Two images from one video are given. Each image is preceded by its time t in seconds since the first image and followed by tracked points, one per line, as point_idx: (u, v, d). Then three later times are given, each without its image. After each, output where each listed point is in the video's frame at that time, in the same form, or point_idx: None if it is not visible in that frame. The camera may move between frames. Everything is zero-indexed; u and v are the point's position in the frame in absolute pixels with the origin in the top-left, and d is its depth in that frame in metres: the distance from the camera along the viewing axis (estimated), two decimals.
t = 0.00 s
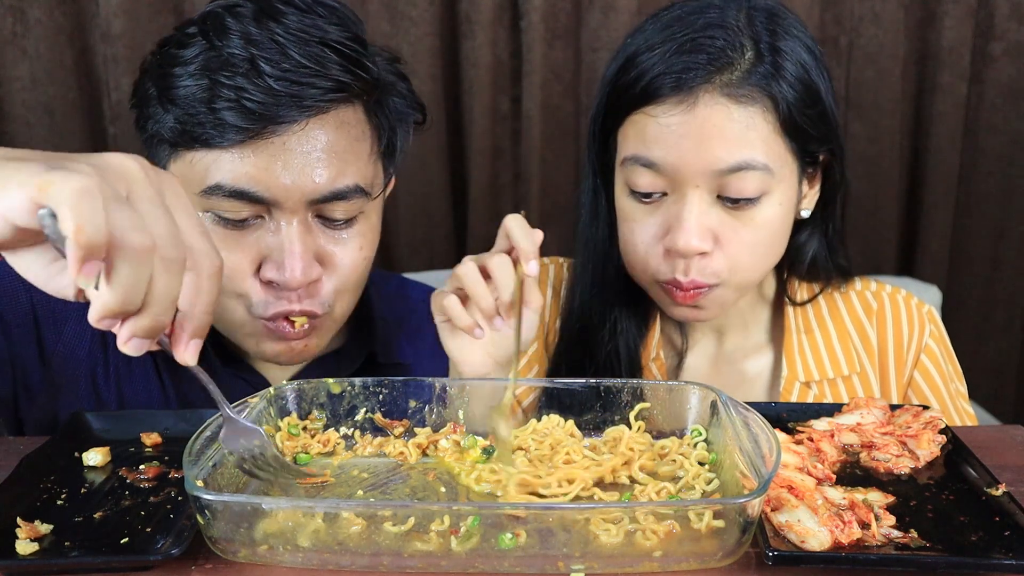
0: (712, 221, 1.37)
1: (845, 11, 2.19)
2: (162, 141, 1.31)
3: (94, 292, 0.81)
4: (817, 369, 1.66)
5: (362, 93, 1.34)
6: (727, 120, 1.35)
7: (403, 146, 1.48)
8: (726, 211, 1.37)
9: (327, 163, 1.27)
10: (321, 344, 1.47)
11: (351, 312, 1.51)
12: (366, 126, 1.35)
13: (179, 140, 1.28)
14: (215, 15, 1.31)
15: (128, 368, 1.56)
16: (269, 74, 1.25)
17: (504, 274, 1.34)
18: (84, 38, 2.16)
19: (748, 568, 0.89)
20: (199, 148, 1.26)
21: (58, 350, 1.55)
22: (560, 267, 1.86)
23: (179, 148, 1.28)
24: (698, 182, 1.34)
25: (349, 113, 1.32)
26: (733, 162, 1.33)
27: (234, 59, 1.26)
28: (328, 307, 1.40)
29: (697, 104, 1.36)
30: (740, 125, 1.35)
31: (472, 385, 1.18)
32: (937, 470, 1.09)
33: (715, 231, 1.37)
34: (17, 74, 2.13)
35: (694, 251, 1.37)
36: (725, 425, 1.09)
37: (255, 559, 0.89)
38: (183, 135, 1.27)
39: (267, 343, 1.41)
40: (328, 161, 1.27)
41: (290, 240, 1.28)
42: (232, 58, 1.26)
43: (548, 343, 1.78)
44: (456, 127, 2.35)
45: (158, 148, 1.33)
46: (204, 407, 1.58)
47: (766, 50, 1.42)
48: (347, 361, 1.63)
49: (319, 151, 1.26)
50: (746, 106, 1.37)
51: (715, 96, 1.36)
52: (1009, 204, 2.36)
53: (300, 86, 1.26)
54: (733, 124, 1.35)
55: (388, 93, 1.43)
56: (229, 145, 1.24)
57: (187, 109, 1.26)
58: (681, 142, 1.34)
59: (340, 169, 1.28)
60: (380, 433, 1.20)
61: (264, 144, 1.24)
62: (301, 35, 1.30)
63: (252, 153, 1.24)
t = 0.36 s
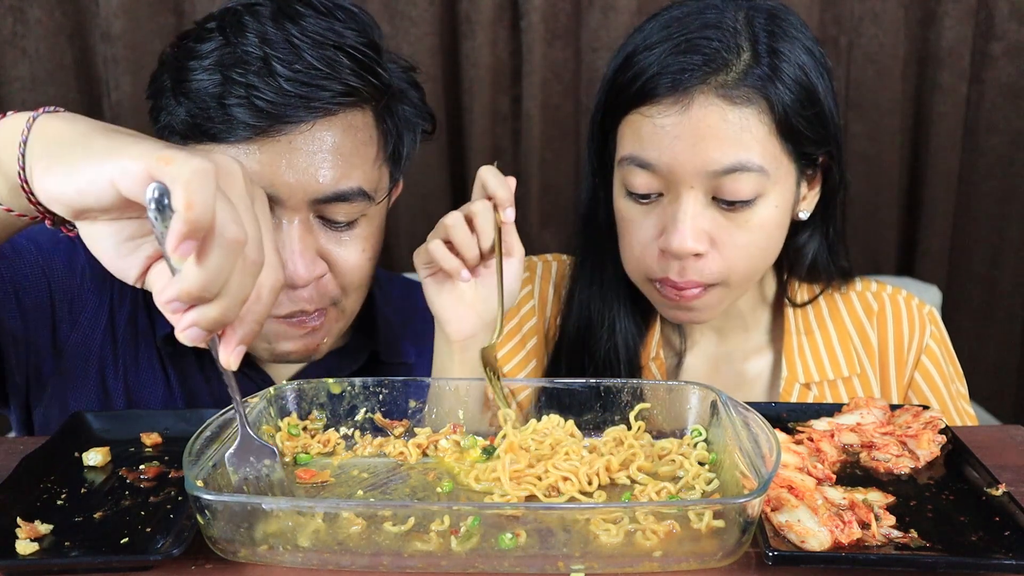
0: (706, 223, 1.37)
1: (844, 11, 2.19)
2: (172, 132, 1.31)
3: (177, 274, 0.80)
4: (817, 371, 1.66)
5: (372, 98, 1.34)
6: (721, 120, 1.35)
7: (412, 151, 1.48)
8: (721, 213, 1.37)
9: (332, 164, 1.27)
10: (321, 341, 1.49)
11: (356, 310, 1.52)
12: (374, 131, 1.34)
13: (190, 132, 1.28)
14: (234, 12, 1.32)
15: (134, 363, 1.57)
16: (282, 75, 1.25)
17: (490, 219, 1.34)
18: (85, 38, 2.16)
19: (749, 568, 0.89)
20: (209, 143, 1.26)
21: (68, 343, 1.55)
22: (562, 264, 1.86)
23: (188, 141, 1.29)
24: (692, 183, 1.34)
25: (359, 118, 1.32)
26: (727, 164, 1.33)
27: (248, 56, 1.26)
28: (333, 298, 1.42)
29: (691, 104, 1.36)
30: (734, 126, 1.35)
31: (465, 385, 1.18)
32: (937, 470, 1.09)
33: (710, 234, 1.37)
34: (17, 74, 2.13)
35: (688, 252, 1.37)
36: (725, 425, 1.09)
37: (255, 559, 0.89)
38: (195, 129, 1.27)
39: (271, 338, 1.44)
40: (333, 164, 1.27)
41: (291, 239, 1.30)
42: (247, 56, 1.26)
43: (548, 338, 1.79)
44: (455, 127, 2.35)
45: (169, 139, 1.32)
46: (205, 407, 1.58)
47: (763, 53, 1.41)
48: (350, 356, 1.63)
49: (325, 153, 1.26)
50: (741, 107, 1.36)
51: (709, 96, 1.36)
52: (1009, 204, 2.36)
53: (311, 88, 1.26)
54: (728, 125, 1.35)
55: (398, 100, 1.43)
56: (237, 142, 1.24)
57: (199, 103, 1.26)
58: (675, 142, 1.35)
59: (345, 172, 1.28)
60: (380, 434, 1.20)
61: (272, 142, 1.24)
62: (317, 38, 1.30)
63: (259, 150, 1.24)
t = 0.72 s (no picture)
0: (706, 213, 1.36)
1: (844, 11, 2.19)
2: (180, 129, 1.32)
3: (188, 324, 0.79)
4: (819, 373, 1.66)
5: (381, 95, 1.34)
6: (721, 108, 1.35)
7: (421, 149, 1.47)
8: (720, 203, 1.37)
9: (342, 161, 1.26)
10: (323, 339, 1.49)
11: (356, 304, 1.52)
12: (382, 128, 1.34)
13: (197, 129, 1.28)
14: (241, 9, 1.32)
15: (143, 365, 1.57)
16: (291, 72, 1.26)
17: (513, 212, 1.30)
18: (85, 38, 2.16)
19: (749, 568, 0.89)
20: (217, 141, 1.26)
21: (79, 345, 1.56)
22: (571, 258, 1.87)
23: (195, 138, 1.29)
24: (691, 171, 1.34)
25: (367, 116, 1.31)
26: (727, 152, 1.33)
27: (256, 54, 1.26)
28: (335, 295, 1.41)
29: (691, 91, 1.36)
30: (733, 114, 1.35)
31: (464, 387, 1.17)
32: (937, 470, 1.09)
33: (709, 224, 1.37)
34: (17, 74, 2.13)
35: (686, 242, 1.37)
36: (725, 425, 1.09)
37: (255, 559, 0.89)
38: (202, 127, 1.27)
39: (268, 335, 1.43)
40: (343, 162, 1.26)
41: (298, 236, 1.28)
42: (255, 53, 1.26)
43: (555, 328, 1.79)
44: (456, 127, 2.35)
45: (176, 137, 1.33)
46: (206, 408, 1.59)
47: (765, 44, 1.41)
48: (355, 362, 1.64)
49: (336, 152, 1.26)
50: (741, 96, 1.36)
51: (709, 84, 1.36)
52: (1009, 204, 2.36)
53: (319, 86, 1.26)
54: (727, 113, 1.35)
55: (407, 96, 1.42)
56: (246, 139, 1.24)
57: (207, 100, 1.26)
58: (676, 130, 1.34)
59: (357, 170, 1.28)
60: (381, 434, 1.20)
61: (283, 143, 1.24)
62: (324, 34, 1.30)
63: (272, 149, 1.24)
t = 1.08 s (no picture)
0: (715, 215, 1.36)
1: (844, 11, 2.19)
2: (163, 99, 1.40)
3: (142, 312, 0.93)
4: (826, 376, 1.65)
5: (356, 48, 1.42)
6: (740, 111, 1.35)
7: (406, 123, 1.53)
8: (730, 206, 1.38)
9: (315, 111, 1.32)
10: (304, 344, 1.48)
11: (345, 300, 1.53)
12: (361, 87, 1.41)
13: (177, 92, 1.36)
14: None
15: (134, 373, 1.60)
16: (267, 25, 1.35)
17: (512, 229, 1.23)
18: (85, 38, 2.16)
19: (749, 568, 0.89)
20: (195, 96, 1.33)
21: (65, 354, 1.57)
22: (582, 252, 1.88)
23: (174, 101, 1.37)
24: (704, 171, 1.34)
25: (340, 67, 1.39)
26: (741, 155, 1.34)
27: (235, 13, 1.37)
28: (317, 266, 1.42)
29: (711, 92, 1.37)
30: (751, 118, 1.35)
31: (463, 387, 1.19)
32: (937, 470, 1.09)
33: (717, 226, 1.37)
34: (17, 74, 2.13)
35: (694, 242, 1.37)
36: (725, 425, 1.09)
37: (255, 559, 0.89)
38: (181, 88, 1.35)
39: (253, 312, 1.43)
40: (316, 109, 1.33)
41: (273, 185, 1.32)
42: (233, 14, 1.37)
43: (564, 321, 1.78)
44: (456, 127, 2.35)
45: (160, 108, 1.41)
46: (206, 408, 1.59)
47: (788, 50, 1.41)
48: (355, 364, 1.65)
49: (308, 99, 1.32)
50: (759, 100, 1.36)
51: (729, 86, 1.37)
52: (1009, 204, 2.36)
53: (293, 32, 1.35)
54: (745, 117, 1.35)
55: (388, 66, 1.49)
56: (221, 85, 1.32)
57: (186, 61, 1.36)
58: (694, 131, 1.35)
59: (330, 117, 1.34)
60: (383, 437, 1.19)
61: (258, 78, 1.32)
62: None
63: (245, 90, 1.32)
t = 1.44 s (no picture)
0: (715, 215, 1.36)
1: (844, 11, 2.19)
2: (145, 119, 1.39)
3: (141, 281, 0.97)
4: (827, 374, 1.65)
5: (335, 66, 1.39)
6: (740, 113, 1.35)
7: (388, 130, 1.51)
8: (731, 207, 1.38)
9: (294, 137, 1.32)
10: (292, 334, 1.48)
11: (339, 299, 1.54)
12: (342, 102, 1.40)
13: (157, 117, 1.35)
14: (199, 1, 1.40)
15: (134, 372, 1.61)
16: (240, 50, 1.32)
17: (493, 235, 1.22)
18: (85, 38, 2.16)
19: (748, 568, 0.89)
20: (176, 123, 1.33)
21: (62, 354, 1.57)
22: (582, 252, 1.88)
23: (156, 125, 1.36)
24: (705, 173, 1.34)
25: (320, 85, 1.37)
26: (741, 156, 1.34)
27: (209, 36, 1.34)
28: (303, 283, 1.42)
29: (711, 94, 1.37)
30: (751, 119, 1.35)
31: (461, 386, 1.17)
32: (937, 470, 1.09)
33: (718, 226, 1.37)
34: (17, 74, 2.13)
35: (694, 243, 1.37)
36: (725, 425, 1.09)
37: (255, 560, 0.89)
38: (161, 112, 1.34)
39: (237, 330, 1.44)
40: (297, 133, 1.32)
41: (256, 212, 1.33)
42: (207, 36, 1.34)
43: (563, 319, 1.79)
44: (456, 127, 2.35)
45: (143, 128, 1.41)
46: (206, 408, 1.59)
47: (788, 51, 1.41)
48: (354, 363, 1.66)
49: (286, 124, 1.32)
50: (759, 102, 1.36)
51: (729, 87, 1.37)
52: (1009, 204, 2.36)
53: (269, 59, 1.32)
54: (745, 118, 1.35)
55: (371, 74, 1.47)
56: (200, 115, 1.31)
57: (165, 86, 1.34)
58: (694, 132, 1.35)
59: (311, 138, 1.33)
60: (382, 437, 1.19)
61: (235, 109, 1.31)
62: (280, 14, 1.37)
63: (224, 119, 1.31)
